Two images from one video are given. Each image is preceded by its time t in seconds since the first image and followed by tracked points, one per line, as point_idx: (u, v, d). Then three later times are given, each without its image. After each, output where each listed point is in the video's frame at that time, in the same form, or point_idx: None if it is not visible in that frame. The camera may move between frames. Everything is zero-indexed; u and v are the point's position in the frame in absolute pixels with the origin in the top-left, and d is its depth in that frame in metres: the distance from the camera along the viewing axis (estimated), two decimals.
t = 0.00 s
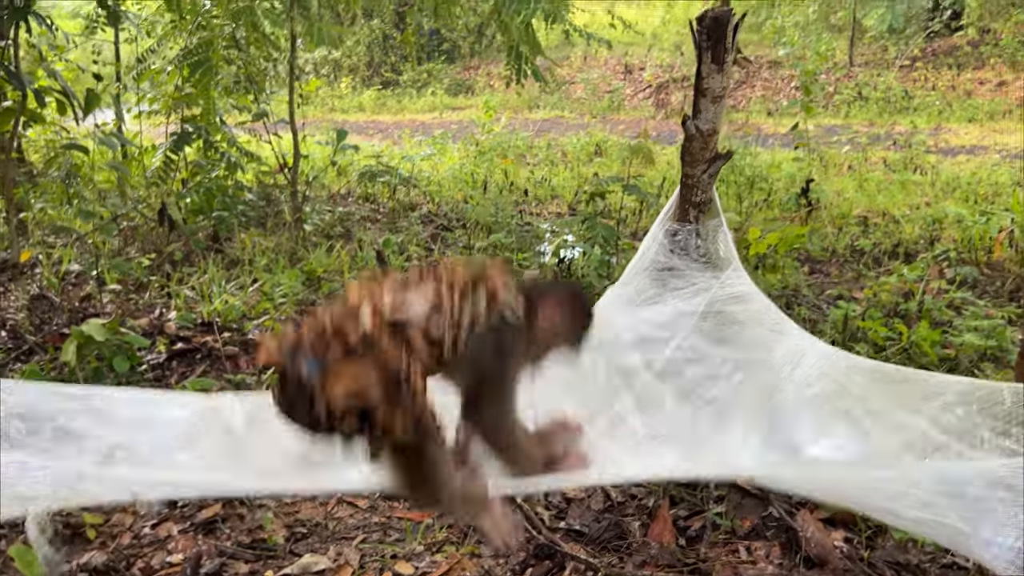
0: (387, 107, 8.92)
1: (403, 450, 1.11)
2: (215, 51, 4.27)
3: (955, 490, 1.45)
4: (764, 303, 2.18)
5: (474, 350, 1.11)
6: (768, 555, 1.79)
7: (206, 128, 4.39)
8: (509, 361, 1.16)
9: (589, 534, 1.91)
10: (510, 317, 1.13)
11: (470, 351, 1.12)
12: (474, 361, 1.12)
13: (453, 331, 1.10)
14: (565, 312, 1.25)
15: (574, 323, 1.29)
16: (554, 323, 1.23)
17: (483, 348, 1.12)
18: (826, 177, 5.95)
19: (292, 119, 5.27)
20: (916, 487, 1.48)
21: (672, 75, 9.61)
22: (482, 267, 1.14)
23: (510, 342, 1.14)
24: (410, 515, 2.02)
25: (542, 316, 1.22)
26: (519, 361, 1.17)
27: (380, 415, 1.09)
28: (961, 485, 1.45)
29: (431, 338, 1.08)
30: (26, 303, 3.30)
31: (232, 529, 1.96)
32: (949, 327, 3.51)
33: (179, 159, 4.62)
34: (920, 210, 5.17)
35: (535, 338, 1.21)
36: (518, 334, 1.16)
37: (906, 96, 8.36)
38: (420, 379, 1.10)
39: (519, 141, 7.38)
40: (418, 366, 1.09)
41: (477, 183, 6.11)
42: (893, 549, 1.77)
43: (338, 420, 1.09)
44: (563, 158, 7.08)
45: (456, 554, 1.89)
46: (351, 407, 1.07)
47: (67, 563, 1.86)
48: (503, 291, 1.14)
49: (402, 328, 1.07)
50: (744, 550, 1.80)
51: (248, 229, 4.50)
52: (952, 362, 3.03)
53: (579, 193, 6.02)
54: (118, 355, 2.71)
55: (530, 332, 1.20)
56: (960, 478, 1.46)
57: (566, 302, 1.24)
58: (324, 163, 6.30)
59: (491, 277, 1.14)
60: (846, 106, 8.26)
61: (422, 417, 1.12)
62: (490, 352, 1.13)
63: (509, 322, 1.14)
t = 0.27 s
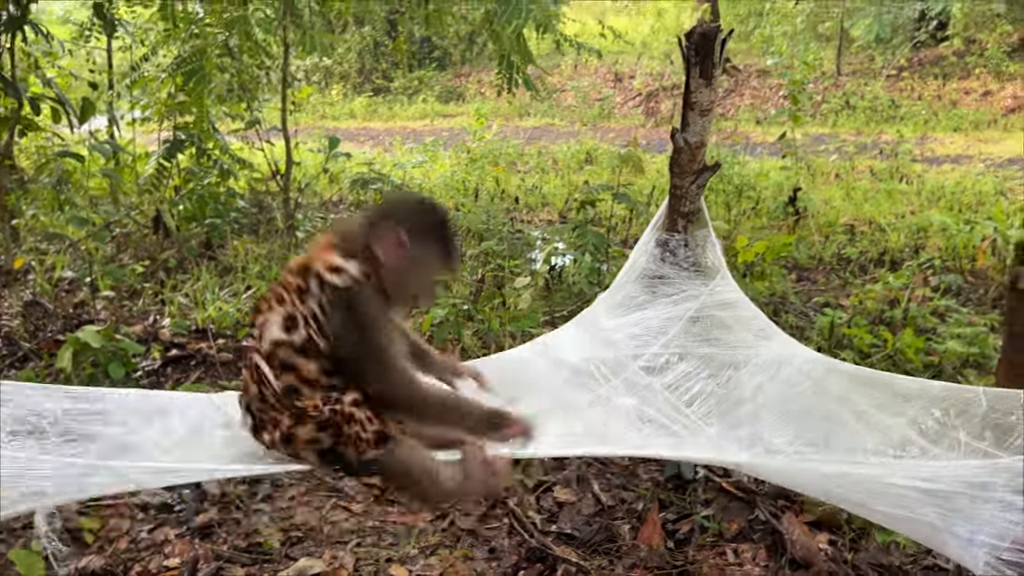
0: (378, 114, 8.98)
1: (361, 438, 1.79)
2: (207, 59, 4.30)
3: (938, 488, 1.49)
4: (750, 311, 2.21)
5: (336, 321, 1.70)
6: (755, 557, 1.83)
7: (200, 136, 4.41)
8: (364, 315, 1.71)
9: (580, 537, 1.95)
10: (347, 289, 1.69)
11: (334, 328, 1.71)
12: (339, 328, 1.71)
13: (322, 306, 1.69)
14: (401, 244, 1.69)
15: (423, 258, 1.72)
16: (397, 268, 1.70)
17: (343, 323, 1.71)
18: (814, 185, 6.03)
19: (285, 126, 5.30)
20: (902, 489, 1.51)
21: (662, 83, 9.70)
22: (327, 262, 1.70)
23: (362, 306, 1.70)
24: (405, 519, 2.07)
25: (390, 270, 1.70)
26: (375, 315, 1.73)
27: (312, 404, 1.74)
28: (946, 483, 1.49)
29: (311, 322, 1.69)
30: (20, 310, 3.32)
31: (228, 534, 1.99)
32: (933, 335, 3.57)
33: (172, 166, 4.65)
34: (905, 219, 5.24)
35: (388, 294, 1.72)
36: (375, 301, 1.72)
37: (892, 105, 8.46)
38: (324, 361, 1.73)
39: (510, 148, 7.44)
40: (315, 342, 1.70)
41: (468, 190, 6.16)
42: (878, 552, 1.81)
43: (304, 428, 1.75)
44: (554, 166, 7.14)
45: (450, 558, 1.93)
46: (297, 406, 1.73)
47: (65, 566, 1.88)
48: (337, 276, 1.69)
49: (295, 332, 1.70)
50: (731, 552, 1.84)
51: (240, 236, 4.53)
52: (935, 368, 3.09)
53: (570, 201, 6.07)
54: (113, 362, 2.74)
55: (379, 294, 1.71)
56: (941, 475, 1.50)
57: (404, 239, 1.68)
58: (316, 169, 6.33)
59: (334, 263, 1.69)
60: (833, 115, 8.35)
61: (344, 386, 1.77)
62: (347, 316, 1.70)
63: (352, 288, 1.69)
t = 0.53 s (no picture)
0: (374, 122, 9.07)
1: (365, 490, 1.75)
2: (212, 73, 4.36)
3: (931, 495, 1.54)
4: (753, 328, 2.26)
5: (313, 397, 1.59)
6: (757, 561, 1.90)
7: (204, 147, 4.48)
8: (339, 381, 1.59)
9: (589, 542, 2.02)
10: (313, 360, 1.59)
11: (314, 406, 1.59)
12: (316, 403, 1.59)
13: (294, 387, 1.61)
14: (329, 285, 1.66)
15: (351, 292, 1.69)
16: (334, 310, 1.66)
17: (322, 396, 1.59)
18: (806, 195, 6.14)
19: (286, 136, 5.37)
20: (899, 498, 1.55)
21: (655, 92, 9.83)
22: (279, 342, 1.64)
23: (336, 372, 1.59)
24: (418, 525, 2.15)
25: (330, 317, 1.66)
26: (352, 379, 1.62)
27: (315, 476, 1.71)
28: (938, 493, 1.54)
29: (291, 406, 1.62)
30: (31, 320, 3.37)
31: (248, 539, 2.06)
32: (924, 343, 3.66)
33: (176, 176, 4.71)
34: (896, 229, 5.35)
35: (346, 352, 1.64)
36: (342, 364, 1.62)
37: (882, 115, 8.60)
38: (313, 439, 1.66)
39: (506, 157, 7.53)
40: (299, 423, 1.64)
41: (466, 199, 6.24)
42: (874, 555, 1.89)
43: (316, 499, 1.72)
44: (550, 175, 7.23)
45: (463, 561, 1.99)
46: (302, 486, 1.71)
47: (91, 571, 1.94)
48: (297, 356, 1.60)
49: (282, 421, 1.65)
50: (735, 556, 1.92)
51: (243, 245, 4.59)
52: (927, 377, 3.18)
53: (566, 210, 6.16)
54: (128, 371, 2.79)
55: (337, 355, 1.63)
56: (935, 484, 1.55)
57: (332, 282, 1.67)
58: (315, 178, 6.40)
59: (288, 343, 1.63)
60: (824, 125, 8.48)
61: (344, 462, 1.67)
62: (323, 389, 1.59)
63: (319, 356, 1.60)
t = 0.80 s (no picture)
0: (370, 127, 9.13)
1: (380, 456, 1.80)
2: (213, 78, 4.40)
3: (925, 484, 1.58)
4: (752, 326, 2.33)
5: (333, 346, 1.64)
6: (754, 555, 1.95)
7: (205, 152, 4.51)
8: (358, 330, 1.65)
9: (590, 538, 2.07)
10: (334, 309, 1.65)
11: (335, 357, 1.64)
12: (336, 351, 1.64)
13: (315, 336, 1.65)
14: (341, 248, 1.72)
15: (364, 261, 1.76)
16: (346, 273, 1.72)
17: (343, 346, 1.64)
18: (800, 200, 6.21)
19: (285, 140, 5.42)
20: (894, 486, 1.59)
21: (650, 98, 9.90)
22: (295, 298, 1.69)
23: (356, 322, 1.65)
24: (422, 523, 2.20)
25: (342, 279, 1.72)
26: (370, 332, 1.68)
27: (332, 441, 1.74)
28: (932, 482, 1.57)
29: (311, 358, 1.66)
30: (36, 322, 3.40)
31: (256, 535, 2.10)
32: (916, 346, 3.73)
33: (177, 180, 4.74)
34: (889, 233, 5.42)
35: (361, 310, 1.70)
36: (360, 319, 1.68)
37: (875, 121, 8.69)
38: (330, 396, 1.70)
39: (502, 162, 7.59)
40: (319, 376, 1.67)
41: (463, 204, 6.29)
42: (868, 549, 1.94)
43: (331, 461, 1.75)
44: (546, 179, 7.29)
45: (467, 557, 2.03)
46: (317, 450, 1.73)
47: (104, 566, 1.98)
48: (316, 307, 1.65)
49: (301, 376, 1.68)
50: (733, 550, 1.96)
51: (244, 249, 4.63)
52: (919, 378, 3.24)
53: (562, 215, 6.22)
54: (134, 372, 2.83)
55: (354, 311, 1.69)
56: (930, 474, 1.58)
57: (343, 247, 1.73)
58: (313, 183, 6.44)
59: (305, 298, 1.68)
60: (818, 130, 8.56)
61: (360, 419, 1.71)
62: (343, 340, 1.64)
63: (339, 307, 1.66)
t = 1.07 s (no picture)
0: (367, 128, 9.15)
1: (366, 453, 1.78)
2: (208, 77, 4.41)
3: (907, 471, 1.59)
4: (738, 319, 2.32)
5: (326, 343, 1.58)
6: (743, 548, 1.95)
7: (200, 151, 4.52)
8: (349, 328, 1.60)
9: (579, 532, 2.08)
10: (328, 307, 1.61)
11: (326, 354, 1.58)
12: (327, 350, 1.58)
13: (307, 335, 1.60)
14: (334, 246, 1.68)
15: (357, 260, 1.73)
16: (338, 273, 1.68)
17: (335, 344, 1.58)
18: (794, 202, 6.22)
19: (281, 140, 5.42)
20: (877, 474, 1.59)
21: (646, 101, 9.92)
22: (287, 295, 1.64)
23: (349, 320, 1.60)
24: (412, 517, 2.20)
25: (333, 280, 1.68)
26: (361, 332, 1.63)
27: (318, 438, 1.71)
28: (915, 471, 1.58)
29: (302, 355, 1.62)
30: (29, 318, 3.41)
31: (246, 529, 2.10)
32: (908, 345, 3.74)
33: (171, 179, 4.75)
34: (882, 234, 5.44)
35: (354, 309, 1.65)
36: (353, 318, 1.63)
37: (870, 124, 8.71)
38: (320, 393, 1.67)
39: (498, 163, 7.60)
40: (309, 373, 1.63)
41: (458, 205, 6.30)
42: (856, 543, 1.95)
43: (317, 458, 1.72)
44: (542, 181, 7.31)
45: (457, 550, 2.04)
46: (304, 447, 1.70)
47: (94, 558, 1.98)
48: (309, 305, 1.61)
49: (292, 373, 1.64)
50: (721, 543, 1.96)
51: (239, 248, 4.63)
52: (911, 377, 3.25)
53: (557, 216, 6.23)
54: (126, 367, 2.84)
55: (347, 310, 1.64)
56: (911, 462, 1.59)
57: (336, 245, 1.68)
58: (309, 183, 6.45)
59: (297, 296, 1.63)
60: (814, 133, 8.59)
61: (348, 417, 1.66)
62: (334, 338, 1.59)
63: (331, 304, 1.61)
